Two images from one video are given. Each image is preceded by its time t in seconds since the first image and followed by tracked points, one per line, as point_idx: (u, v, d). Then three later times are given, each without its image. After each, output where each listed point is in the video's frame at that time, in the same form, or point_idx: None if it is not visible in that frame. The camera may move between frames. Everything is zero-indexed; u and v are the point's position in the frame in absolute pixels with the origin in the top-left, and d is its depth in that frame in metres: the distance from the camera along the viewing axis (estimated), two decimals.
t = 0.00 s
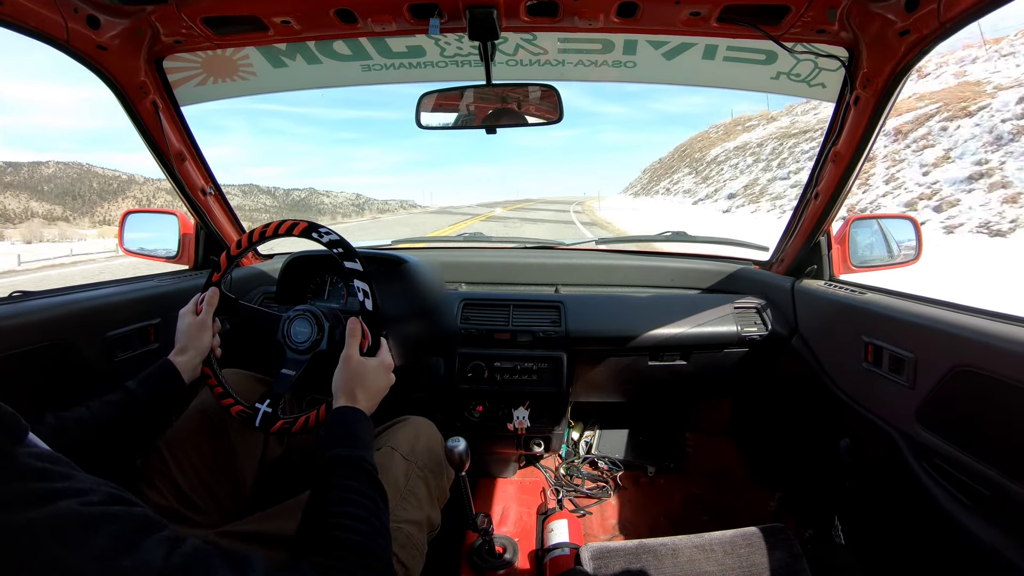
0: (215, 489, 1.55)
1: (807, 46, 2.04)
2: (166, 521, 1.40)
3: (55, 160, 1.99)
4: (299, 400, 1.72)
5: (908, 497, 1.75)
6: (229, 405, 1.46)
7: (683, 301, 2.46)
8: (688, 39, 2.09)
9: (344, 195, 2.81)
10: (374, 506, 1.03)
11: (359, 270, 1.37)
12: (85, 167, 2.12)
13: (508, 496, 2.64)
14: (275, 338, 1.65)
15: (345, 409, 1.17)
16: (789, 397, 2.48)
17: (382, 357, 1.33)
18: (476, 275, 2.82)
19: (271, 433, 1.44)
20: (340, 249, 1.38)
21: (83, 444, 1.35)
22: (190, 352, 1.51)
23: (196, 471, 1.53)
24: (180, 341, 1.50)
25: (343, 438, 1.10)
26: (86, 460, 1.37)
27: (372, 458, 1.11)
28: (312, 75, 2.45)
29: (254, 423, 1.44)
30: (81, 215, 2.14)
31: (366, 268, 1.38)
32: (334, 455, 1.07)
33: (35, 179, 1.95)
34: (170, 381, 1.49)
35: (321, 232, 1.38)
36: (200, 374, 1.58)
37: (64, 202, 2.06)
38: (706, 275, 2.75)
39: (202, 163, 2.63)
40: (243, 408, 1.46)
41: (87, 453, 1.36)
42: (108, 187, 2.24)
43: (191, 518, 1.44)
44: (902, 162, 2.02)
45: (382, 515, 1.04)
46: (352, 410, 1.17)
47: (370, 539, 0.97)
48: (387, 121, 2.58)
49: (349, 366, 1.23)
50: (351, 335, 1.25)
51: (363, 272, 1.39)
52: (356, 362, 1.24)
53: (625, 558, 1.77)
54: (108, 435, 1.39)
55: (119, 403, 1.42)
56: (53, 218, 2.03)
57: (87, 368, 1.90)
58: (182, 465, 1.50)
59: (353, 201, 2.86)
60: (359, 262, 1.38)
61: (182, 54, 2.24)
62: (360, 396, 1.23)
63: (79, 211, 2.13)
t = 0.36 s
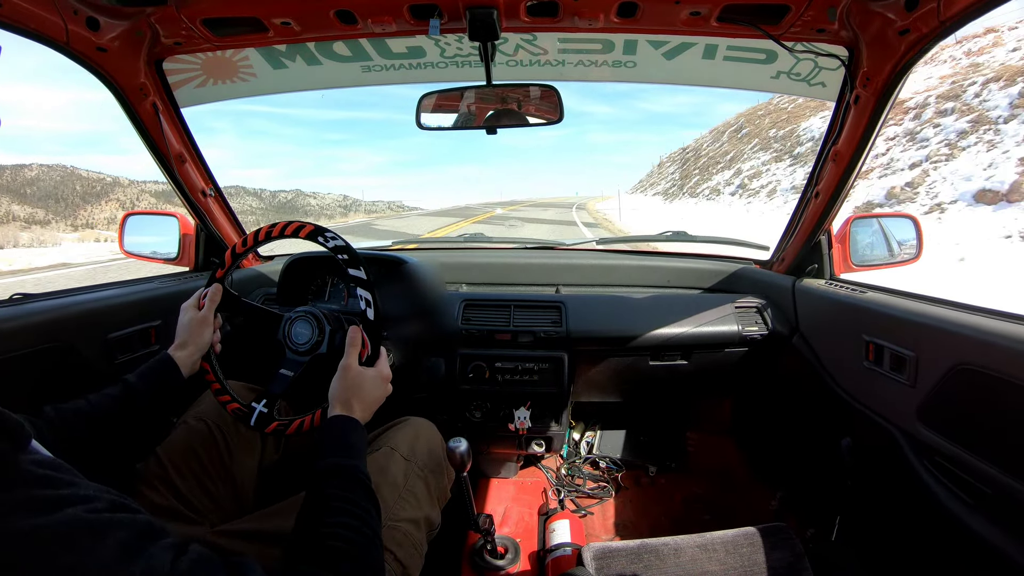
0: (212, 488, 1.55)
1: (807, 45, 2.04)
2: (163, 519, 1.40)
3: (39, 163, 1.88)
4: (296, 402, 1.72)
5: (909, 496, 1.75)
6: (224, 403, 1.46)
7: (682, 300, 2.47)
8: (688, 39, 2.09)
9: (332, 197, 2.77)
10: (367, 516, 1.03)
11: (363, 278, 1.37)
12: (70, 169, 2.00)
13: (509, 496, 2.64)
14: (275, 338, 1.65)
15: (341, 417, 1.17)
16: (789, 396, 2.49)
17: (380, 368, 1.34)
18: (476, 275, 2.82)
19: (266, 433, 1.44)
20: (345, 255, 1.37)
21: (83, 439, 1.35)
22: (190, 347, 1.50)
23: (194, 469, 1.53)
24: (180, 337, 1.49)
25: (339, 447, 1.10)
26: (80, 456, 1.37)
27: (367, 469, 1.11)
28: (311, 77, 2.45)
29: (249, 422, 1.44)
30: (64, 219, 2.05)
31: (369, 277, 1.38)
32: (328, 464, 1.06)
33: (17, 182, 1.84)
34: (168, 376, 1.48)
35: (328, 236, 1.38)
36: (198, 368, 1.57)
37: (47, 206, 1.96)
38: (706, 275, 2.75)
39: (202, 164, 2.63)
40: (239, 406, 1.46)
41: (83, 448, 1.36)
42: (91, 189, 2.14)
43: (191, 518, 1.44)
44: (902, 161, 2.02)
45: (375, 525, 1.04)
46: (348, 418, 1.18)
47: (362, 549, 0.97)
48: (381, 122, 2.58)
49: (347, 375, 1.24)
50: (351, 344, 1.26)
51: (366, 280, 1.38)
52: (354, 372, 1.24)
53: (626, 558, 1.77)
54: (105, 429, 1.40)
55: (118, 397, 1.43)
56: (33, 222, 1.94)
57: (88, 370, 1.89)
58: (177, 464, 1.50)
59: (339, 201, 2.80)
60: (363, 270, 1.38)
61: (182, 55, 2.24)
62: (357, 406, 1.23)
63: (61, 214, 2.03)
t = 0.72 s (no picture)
0: (211, 486, 1.55)
1: (807, 45, 2.04)
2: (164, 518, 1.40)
3: (15, 168, 1.79)
4: (292, 401, 1.72)
5: (910, 496, 1.75)
6: (224, 401, 1.46)
7: (681, 300, 2.48)
8: (688, 39, 2.09)
9: (313, 200, 2.76)
10: (364, 518, 1.03)
11: (363, 280, 1.36)
12: (47, 174, 1.91)
13: (508, 496, 2.65)
14: (274, 337, 1.65)
15: (338, 420, 1.17)
16: (789, 396, 2.49)
17: (379, 372, 1.34)
18: (476, 275, 2.83)
19: (265, 432, 1.44)
20: (347, 257, 1.37)
21: (81, 436, 1.36)
22: (191, 345, 1.51)
23: (193, 467, 1.53)
24: (181, 334, 1.49)
25: (337, 450, 1.11)
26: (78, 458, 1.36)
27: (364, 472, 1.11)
28: (311, 77, 2.45)
29: (247, 421, 1.44)
30: (37, 225, 1.93)
31: (370, 279, 1.37)
32: (325, 467, 1.07)
33: None
34: (169, 373, 1.48)
35: (330, 237, 1.38)
36: (196, 366, 1.57)
37: (23, 211, 1.86)
38: (706, 275, 2.76)
39: (202, 164, 2.63)
40: (238, 404, 1.46)
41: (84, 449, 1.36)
42: (66, 194, 2.02)
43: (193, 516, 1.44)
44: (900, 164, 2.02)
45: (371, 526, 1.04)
46: (345, 421, 1.17)
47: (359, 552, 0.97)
48: (365, 124, 2.58)
49: (345, 379, 1.23)
50: (349, 347, 1.26)
51: (367, 282, 1.38)
52: (352, 375, 1.24)
53: (625, 558, 1.77)
54: (104, 428, 1.41)
55: (117, 395, 1.44)
56: (5, 229, 1.83)
57: (88, 369, 1.90)
58: (176, 462, 1.50)
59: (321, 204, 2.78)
60: (364, 273, 1.37)
61: (182, 55, 2.24)
62: (354, 409, 1.23)
63: (37, 221, 1.92)
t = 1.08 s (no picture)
0: (212, 485, 1.55)
1: (807, 46, 2.04)
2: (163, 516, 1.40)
3: None
4: (291, 400, 1.72)
5: (909, 497, 1.75)
6: (223, 400, 1.46)
7: (680, 300, 2.48)
8: (688, 39, 2.09)
9: (292, 201, 2.73)
10: (360, 520, 1.03)
11: (363, 280, 1.36)
12: (21, 169, 1.84)
13: (507, 496, 2.64)
14: (273, 336, 1.65)
15: (336, 420, 1.18)
16: (789, 397, 2.49)
17: (378, 370, 1.33)
18: (476, 275, 2.83)
19: (264, 432, 1.44)
20: (347, 256, 1.37)
21: (81, 431, 1.36)
22: (190, 344, 1.51)
23: (191, 464, 1.53)
24: (180, 333, 1.49)
25: (334, 450, 1.11)
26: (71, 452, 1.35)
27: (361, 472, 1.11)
28: (312, 76, 2.45)
29: (247, 421, 1.44)
30: (9, 222, 1.86)
31: (370, 279, 1.37)
32: (322, 466, 1.07)
33: None
34: (170, 372, 1.48)
35: (330, 236, 1.38)
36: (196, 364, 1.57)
37: None
38: (705, 276, 2.76)
39: (202, 163, 2.63)
40: (237, 403, 1.46)
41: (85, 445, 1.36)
42: (38, 191, 1.92)
43: (192, 515, 1.44)
44: (900, 165, 2.02)
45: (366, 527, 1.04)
46: (343, 421, 1.18)
47: (355, 553, 0.97)
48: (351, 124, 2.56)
49: (344, 377, 1.23)
50: (349, 346, 1.26)
51: (366, 282, 1.37)
52: (352, 374, 1.24)
53: (624, 558, 1.77)
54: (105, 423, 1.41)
55: (118, 391, 1.44)
56: None
57: (88, 369, 1.90)
58: (174, 459, 1.50)
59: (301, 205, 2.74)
60: (364, 272, 1.37)
61: (182, 54, 2.24)
62: (352, 407, 1.23)
63: (8, 219, 1.86)
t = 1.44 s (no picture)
0: (210, 486, 1.55)
1: (807, 45, 2.04)
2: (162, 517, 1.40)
3: None
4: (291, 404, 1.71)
5: (910, 495, 1.76)
6: (223, 399, 1.47)
7: (678, 299, 2.48)
8: (688, 39, 2.09)
9: (270, 199, 2.78)
10: (357, 523, 1.03)
11: (366, 282, 1.36)
12: None
13: (508, 495, 2.65)
14: (275, 336, 1.65)
15: (335, 423, 1.18)
16: (789, 395, 2.49)
17: (378, 376, 1.34)
18: (477, 275, 2.83)
19: (263, 431, 1.44)
20: (349, 258, 1.37)
21: (80, 433, 1.34)
22: (190, 342, 1.53)
23: (188, 465, 1.53)
24: (180, 331, 1.52)
25: (331, 452, 1.11)
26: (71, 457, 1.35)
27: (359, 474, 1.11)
28: (311, 76, 2.45)
29: (246, 419, 1.44)
30: None
31: (372, 281, 1.37)
32: (321, 470, 1.07)
33: None
34: (170, 371, 1.49)
35: (333, 238, 1.38)
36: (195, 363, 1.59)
37: None
38: (705, 275, 2.76)
39: (202, 163, 2.63)
40: (236, 402, 1.46)
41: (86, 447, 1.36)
42: (11, 187, 1.82)
43: (190, 516, 1.44)
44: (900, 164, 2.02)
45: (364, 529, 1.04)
46: (342, 425, 1.18)
47: (353, 556, 0.97)
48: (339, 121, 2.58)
49: (345, 381, 1.23)
50: (354, 350, 1.26)
51: (369, 285, 1.38)
52: (353, 378, 1.24)
53: (625, 557, 1.77)
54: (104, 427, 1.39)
55: (118, 392, 1.43)
56: None
57: (89, 370, 1.90)
58: (172, 461, 1.50)
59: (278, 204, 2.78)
60: (366, 274, 1.37)
61: (182, 55, 2.24)
62: (350, 411, 1.23)
63: None
